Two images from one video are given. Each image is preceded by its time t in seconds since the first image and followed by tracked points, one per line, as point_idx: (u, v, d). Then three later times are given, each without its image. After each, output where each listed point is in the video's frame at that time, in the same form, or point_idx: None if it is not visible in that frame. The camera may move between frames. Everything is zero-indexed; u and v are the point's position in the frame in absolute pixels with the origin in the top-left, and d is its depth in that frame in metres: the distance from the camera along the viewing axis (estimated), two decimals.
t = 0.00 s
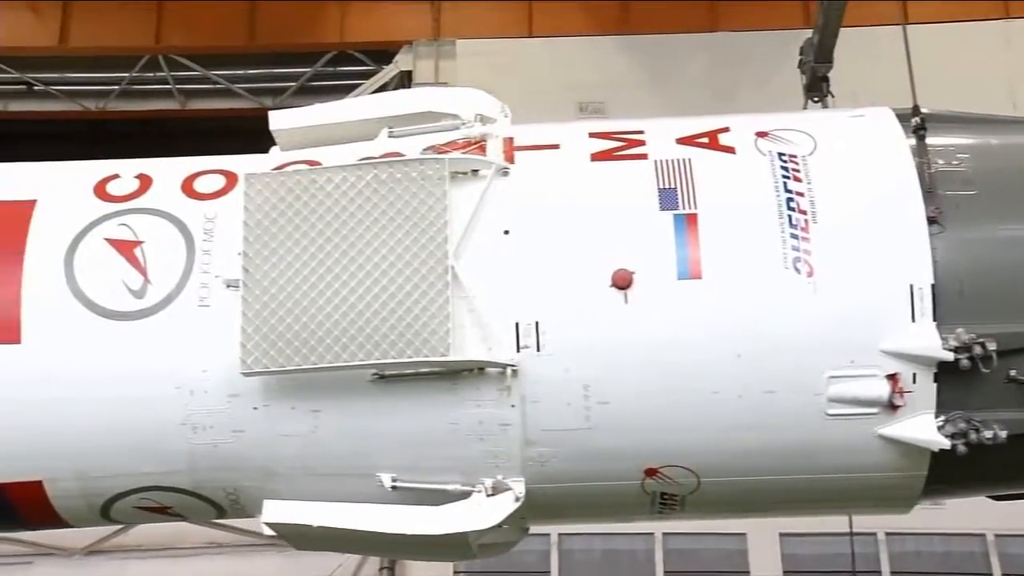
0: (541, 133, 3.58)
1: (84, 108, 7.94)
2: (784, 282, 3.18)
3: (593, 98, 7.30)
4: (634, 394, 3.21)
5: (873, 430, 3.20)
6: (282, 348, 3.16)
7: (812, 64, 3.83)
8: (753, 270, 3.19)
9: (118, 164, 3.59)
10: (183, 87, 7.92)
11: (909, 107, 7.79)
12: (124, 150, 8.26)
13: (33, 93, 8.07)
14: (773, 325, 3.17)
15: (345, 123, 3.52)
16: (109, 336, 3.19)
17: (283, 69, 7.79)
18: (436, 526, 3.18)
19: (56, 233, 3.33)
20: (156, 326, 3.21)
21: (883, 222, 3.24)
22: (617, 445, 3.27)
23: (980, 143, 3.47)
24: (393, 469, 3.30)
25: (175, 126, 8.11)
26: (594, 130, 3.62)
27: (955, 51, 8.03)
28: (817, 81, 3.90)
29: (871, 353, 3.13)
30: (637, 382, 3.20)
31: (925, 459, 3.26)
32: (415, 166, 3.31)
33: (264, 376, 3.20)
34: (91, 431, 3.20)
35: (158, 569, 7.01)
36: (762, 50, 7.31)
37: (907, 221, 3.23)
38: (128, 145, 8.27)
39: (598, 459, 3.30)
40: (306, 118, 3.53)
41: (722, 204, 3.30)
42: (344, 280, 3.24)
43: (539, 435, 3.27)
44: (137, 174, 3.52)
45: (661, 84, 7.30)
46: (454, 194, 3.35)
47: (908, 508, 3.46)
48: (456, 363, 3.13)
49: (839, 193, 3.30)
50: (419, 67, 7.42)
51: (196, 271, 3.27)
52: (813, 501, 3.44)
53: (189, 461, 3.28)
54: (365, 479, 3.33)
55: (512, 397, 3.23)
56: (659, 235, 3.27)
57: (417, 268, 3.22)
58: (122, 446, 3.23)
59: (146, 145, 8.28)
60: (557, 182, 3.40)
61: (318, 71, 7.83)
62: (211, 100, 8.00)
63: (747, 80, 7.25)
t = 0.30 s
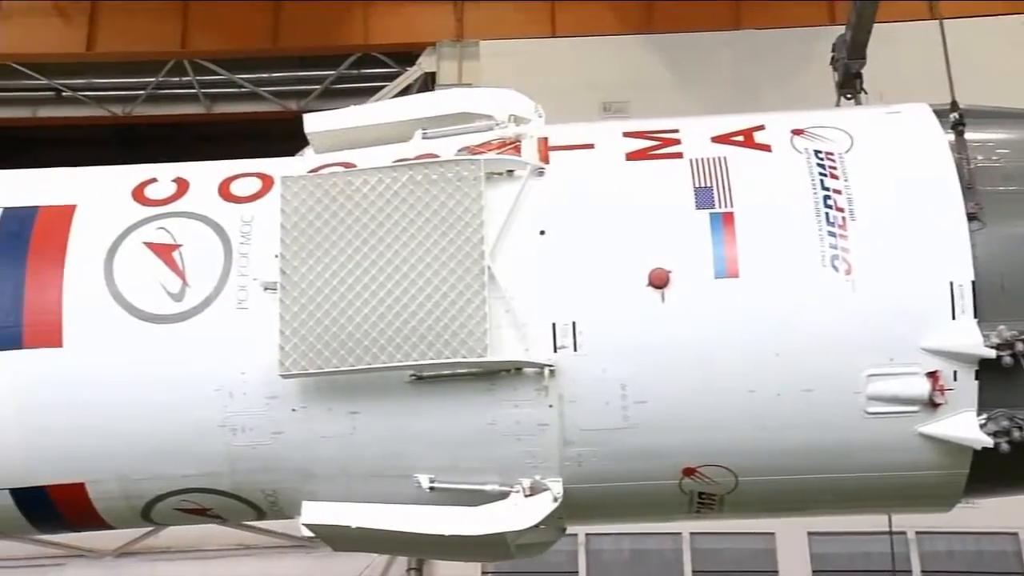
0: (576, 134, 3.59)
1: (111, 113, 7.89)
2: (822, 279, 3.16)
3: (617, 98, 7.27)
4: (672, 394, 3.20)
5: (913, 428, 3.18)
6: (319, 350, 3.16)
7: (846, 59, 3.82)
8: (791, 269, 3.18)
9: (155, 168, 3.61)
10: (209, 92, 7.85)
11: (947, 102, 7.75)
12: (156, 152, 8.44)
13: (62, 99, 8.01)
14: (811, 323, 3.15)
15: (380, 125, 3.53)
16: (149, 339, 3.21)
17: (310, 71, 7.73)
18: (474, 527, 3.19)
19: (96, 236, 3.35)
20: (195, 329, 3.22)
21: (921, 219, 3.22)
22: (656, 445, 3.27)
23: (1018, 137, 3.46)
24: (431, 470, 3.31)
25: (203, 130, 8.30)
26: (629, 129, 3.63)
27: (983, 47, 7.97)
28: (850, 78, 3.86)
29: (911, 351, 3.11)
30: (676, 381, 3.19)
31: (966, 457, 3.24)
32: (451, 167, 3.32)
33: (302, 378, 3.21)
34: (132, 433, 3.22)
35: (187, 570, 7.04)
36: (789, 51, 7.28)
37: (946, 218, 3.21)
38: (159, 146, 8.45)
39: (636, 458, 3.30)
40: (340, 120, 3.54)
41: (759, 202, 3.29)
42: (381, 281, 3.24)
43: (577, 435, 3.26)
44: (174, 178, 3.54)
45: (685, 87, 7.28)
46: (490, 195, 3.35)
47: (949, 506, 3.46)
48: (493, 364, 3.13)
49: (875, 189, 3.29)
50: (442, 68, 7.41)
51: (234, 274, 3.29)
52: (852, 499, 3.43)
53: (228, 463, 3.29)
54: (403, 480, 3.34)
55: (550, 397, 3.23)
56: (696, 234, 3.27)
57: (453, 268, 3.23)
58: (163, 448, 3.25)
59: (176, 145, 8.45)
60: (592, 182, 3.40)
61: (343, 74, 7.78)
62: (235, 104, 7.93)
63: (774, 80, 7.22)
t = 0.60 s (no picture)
0: (607, 133, 3.59)
1: (139, 118, 7.75)
2: (858, 276, 3.15)
3: (640, 97, 7.24)
4: (708, 393, 3.19)
5: (952, 426, 3.17)
6: (354, 351, 3.16)
7: (877, 56, 3.83)
8: (826, 266, 3.17)
9: (188, 171, 3.63)
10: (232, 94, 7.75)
11: (986, 95, 7.66)
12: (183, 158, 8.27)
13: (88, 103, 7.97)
14: (848, 321, 3.14)
15: (411, 126, 3.54)
16: (184, 341, 3.22)
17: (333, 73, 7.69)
18: (510, 527, 3.19)
19: (131, 240, 3.37)
20: (229, 331, 3.24)
21: (957, 215, 3.20)
22: (691, 444, 3.26)
23: None
24: (466, 470, 3.31)
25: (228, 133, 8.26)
26: (661, 128, 3.63)
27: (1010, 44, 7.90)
28: (882, 75, 3.90)
29: (949, 348, 3.09)
30: (711, 380, 3.18)
31: (1005, 456, 3.22)
32: (483, 167, 3.32)
33: (337, 379, 3.21)
34: (171, 435, 3.24)
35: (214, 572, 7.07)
36: (815, 48, 7.23)
37: (983, 215, 3.19)
38: (185, 152, 8.28)
39: (671, 458, 3.29)
40: (372, 122, 3.56)
41: (793, 199, 3.28)
42: (415, 282, 3.25)
43: (612, 435, 3.26)
44: (208, 182, 3.56)
45: (709, 87, 7.25)
46: (523, 195, 3.35)
47: (987, 506, 3.44)
48: (528, 364, 3.12)
49: (910, 186, 3.27)
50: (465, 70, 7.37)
51: (269, 276, 3.29)
52: (889, 497, 3.42)
53: (264, 464, 3.31)
54: (438, 481, 3.34)
55: (585, 397, 3.22)
56: (730, 232, 3.26)
57: (487, 269, 3.22)
58: (200, 450, 3.27)
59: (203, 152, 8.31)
60: (625, 182, 3.39)
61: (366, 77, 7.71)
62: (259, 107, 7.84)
63: (797, 78, 7.19)
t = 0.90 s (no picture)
0: (633, 132, 3.58)
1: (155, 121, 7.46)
2: (886, 274, 3.14)
3: (658, 96, 6.86)
4: (737, 392, 3.18)
5: (983, 424, 3.15)
6: (382, 351, 3.16)
7: (903, 52, 3.96)
8: (854, 264, 3.16)
9: (215, 173, 3.64)
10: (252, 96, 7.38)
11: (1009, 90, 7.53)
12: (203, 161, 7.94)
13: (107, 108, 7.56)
14: (877, 319, 3.12)
15: (436, 126, 3.55)
16: (212, 342, 3.23)
17: (350, 75, 7.24)
18: (539, 527, 3.18)
19: (159, 241, 3.38)
20: (257, 332, 3.24)
21: (986, 212, 3.19)
22: (720, 443, 3.25)
23: None
24: (494, 470, 3.31)
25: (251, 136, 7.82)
26: (687, 126, 3.62)
27: None
28: (908, 70, 4.03)
29: (980, 346, 3.07)
30: (740, 379, 3.17)
31: None
32: (509, 167, 3.32)
33: (365, 380, 3.21)
34: (200, 436, 3.25)
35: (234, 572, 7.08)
36: (842, 41, 6.84)
37: (1013, 212, 3.18)
38: (206, 154, 7.96)
39: (700, 457, 3.28)
40: (397, 123, 3.57)
41: (820, 197, 3.27)
42: (441, 282, 3.24)
43: (640, 434, 3.25)
44: (235, 183, 3.57)
45: (733, 85, 6.85)
46: (549, 195, 3.34)
47: (1018, 504, 3.42)
48: (556, 364, 3.11)
49: (939, 183, 3.26)
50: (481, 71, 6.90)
51: (296, 277, 3.30)
52: (919, 496, 3.40)
53: (293, 464, 3.31)
54: (466, 481, 3.34)
55: (612, 396, 3.21)
56: (758, 230, 3.25)
57: (514, 269, 3.22)
58: (228, 450, 3.27)
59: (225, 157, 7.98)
60: (651, 181, 3.39)
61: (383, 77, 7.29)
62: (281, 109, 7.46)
63: (826, 75, 6.77)
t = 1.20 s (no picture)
0: (656, 131, 3.58)
1: (172, 123, 7.43)
2: (912, 271, 3.12)
3: (672, 93, 6.85)
4: (762, 391, 3.17)
5: (1010, 422, 3.13)
6: (406, 351, 3.16)
7: (925, 49, 3.96)
8: (880, 261, 3.15)
9: (238, 175, 3.65)
10: (268, 98, 7.38)
11: None
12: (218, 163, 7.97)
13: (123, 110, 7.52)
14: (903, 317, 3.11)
15: (458, 126, 3.55)
16: (236, 342, 3.24)
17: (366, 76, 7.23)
18: (564, 527, 3.17)
19: (183, 242, 3.39)
20: (281, 332, 3.25)
21: (1012, 209, 3.18)
22: (745, 441, 3.24)
23: None
24: (518, 470, 3.30)
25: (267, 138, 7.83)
26: (709, 125, 3.61)
27: None
28: (930, 67, 4.03)
29: (1007, 343, 3.06)
30: (765, 377, 3.16)
31: None
32: (532, 166, 3.31)
33: (389, 379, 3.21)
34: (226, 436, 3.26)
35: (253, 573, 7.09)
36: (858, 40, 6.80)
37: None
38: (220, 156, 7.97)
39: (725, 455, 3.27)
40: (419, 123, 3.57)
41: (844, 195, 3.26)
42: (465, 282, 3.24)
43: (664, 433, 3.25)
44: (258, 184, 3.57)
45: (748, 83, 6.83)
46: (572, 194, 3.34)
47: None
48: (580, 362, 3.11)
49: (965, 180, 3.25)
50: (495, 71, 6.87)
51: (320, 277, 3.30)
52: (946, 493, 3.39)
53: (318, 465, 3.32)
54: (490, 481, 3.34)
55: (637, 395, 3.21)
56: (782, 228, 3.24)
57: (537, 268, 3.22)
58: (254, 451, 3.28)
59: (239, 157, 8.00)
60: (675, 180, 3.38)
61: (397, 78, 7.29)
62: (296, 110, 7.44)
63: (842, 72, 6.75)
